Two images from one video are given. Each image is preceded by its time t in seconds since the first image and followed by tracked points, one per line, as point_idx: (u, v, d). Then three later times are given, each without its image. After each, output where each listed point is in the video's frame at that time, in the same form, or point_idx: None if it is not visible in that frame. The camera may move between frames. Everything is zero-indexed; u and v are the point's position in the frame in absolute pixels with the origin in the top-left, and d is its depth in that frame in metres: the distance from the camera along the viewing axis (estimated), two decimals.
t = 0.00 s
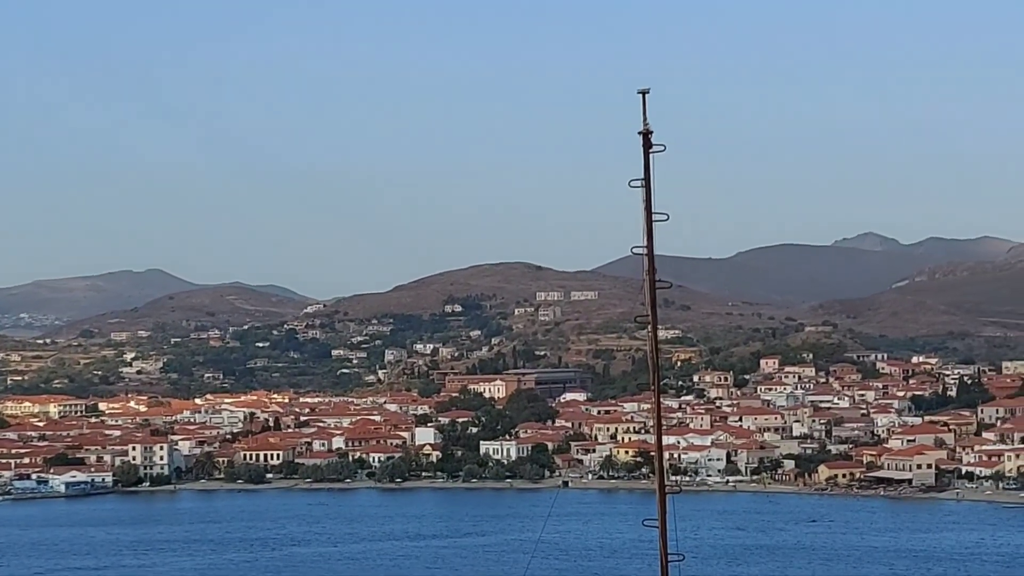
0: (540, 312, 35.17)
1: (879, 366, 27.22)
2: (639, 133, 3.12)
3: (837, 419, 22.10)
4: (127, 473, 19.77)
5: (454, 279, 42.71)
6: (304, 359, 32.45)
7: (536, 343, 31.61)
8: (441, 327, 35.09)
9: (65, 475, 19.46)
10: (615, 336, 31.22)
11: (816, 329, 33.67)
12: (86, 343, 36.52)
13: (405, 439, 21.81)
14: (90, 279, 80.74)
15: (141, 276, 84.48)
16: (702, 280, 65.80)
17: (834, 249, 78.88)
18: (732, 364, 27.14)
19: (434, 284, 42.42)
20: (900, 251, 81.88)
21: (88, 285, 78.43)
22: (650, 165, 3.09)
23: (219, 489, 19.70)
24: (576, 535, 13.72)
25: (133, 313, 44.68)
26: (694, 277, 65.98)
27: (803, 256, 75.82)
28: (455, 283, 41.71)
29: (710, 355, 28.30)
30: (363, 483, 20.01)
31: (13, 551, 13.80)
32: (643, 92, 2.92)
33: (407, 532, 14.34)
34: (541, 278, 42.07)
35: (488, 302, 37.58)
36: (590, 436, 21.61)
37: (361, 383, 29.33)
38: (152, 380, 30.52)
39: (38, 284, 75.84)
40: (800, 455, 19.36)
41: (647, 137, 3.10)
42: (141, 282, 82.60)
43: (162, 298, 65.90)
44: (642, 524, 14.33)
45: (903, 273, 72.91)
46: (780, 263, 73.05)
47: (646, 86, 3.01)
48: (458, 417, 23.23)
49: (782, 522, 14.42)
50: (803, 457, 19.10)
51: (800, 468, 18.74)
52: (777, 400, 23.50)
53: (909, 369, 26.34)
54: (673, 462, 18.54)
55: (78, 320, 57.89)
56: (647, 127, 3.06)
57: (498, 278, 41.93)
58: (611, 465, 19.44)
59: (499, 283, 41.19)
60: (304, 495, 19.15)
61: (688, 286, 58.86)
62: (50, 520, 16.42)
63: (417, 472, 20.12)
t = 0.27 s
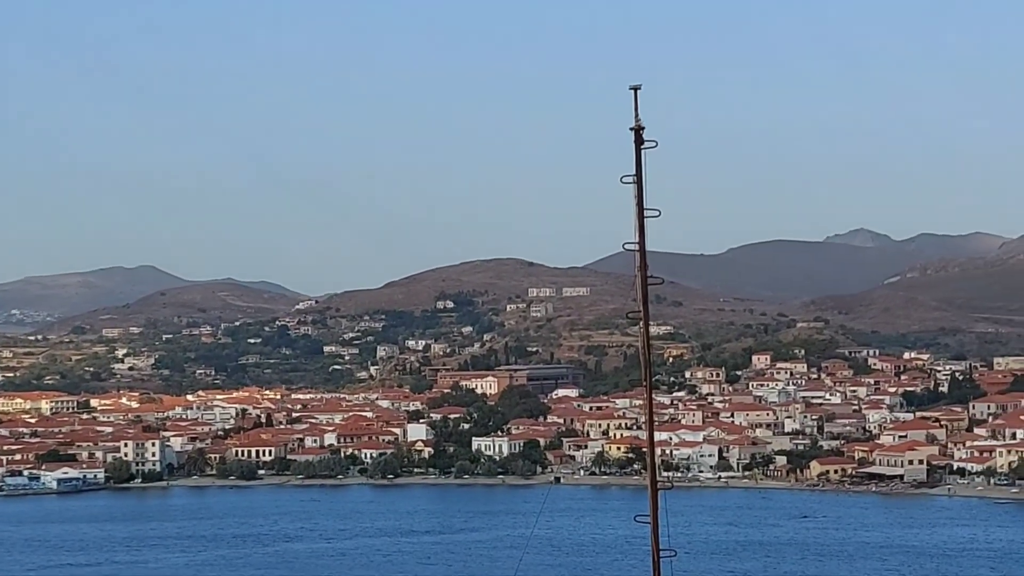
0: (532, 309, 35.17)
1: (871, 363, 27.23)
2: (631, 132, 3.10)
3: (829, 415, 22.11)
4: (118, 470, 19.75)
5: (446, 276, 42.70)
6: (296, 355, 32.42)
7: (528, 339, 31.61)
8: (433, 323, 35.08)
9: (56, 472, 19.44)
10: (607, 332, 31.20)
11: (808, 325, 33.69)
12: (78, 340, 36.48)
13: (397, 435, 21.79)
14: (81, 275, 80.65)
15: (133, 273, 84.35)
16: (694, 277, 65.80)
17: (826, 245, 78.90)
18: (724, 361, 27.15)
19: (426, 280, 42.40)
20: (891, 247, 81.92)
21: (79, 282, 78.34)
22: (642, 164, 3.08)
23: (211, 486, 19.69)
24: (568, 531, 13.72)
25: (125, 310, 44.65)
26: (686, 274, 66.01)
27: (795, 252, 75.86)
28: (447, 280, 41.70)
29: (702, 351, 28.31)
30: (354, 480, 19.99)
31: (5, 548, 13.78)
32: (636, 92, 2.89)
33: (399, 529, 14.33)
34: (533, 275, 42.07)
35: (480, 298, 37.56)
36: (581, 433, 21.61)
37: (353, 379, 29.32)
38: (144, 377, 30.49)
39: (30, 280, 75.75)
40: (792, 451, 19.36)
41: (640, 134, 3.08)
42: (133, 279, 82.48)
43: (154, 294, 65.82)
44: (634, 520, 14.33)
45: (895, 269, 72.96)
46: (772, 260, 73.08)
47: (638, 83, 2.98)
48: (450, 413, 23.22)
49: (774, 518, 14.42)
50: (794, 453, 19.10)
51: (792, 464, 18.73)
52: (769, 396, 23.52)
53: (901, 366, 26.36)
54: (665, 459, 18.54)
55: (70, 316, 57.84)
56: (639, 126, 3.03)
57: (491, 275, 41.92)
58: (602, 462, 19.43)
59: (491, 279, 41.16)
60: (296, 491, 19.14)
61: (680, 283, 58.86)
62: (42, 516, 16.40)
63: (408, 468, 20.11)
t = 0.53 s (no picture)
0: (525, 303, 35.18)
1: (864, 357, 27.26)
2: (625, 125, 3.11)
3: (822, 409, 22.15)
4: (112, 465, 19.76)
5: (440, 270, 42.72)
6: (289, 350, 32.43)
7: (522, 333, 31.64)
8: (426, 318, 35.10)
9: (50, 466, 19.47)
10: (601, 326, 31.24)
11: (801, 319, 33.74)
12: (71, 335, 36.48)
13: (391, 429, 21.81)
14: (74, 270, 80.57)
15: (126, 267, 84.32)
16: (689, 271, 65.86)
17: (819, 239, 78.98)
18: (717, 355, 27.17)
19: (419, 274, 42.42)
20: (885, 241, 81.98)
21: (73, 276, 78.30)
22: (636, 158, 3.10)
23: (204, 480, 19.71)
24: (562, 525, 13.74)
25: (118, 304, 44.62)
26: (679, 269, 66.03)
27: (789, 247, 75.90)
28: (440, 274, 41.71)
29: (695, 345, 28.34)
30: (348, 474, 20.01)
31: None
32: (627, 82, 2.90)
33: (394, 523, 14.35)
34: (526, 270, 42.09)
35: (473, 293, 37.58)
36: (575, 427, 21.62)
37: (347, 374, 29.33)
38: (138, 371, 30.49)
39: (23, 275, 75.69)
40: (785, 445, 19.39)
41: (632, 128, 3.08)
42: (126, 273, 82.46)
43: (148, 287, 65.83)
44: (628, 514, 14.35)
45: (888, 263, 73.01)
46: (765, 254, 73.12)
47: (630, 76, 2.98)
48: (444, 408, 23.24)
49: (767, 513, 14.46)
50: (787, 448, 19.11)
51: (785, 459, 18.73)
52: (762, 390, 23.55)
53: (894, 360, 26.40)
54: (658, 453, 18.55)
55: (63, 311, 57.81)
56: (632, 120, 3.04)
57: (484, 269, 41.94)
58: (596, 456, 19.45)
59: (484, 273, 41.18)
60: (289, 486, 19.16)
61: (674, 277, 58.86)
62: (36, 511, 16.42)
63: (402, 463, 20.13)
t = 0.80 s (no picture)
0: (519, 297, 35.17)
1: (857, 351, 27.27)
2: (619, 119, 3.05)
3: (816, 403, 22.15)
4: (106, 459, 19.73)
5: (434, 264, 42.70)
6: (283, 344, 32.41)
7: (516, 327, 31.64)
8: (420, 312, 35.08)
9: (43, 460, 19.44)
10: (595, 320, 31.23)
11: (795, 313, 33.75)
12: (64, 329, 36.45)
13: (385, 423, 21.80)
14: (68, 263, 80.51)
15: (120, 261, 84.27)
16: (683, 265, 65.86)
17: (813, 233, 79.01)
18: (711, 349, 27.17)
19: (413, 268, 42.40)
20: (878, 235, 82.03)
21: (66, 270, 78.25)
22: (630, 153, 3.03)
23: (199, 474, 19.69)
24: (556, 519, 13.73)
25: (111, 298, 44.60)
26: (673, 263, 66.02)
27: (782, 240, 75.92)
28: (434, 268, 41.70)
29: (689, 339, 28.34)
30: (342, 468, 19.97)
31: None
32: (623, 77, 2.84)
33: (388, 518, 14.34)
34: (520, 263, 42.08)
35: (467, 286, 37.56)
36: (569, 421, 21.62)
37: (340, 368, 29.32)
38: (131, 365, 30.47)
39: (16, 269, 75.64)
40: (779, 439, 19.37)
41: (626, 123, 3.02)
42: (119, 267, 82.41)
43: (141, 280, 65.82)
44: (623, 508, 14.35)
45: (882, 257, 73.05)
46: (759, 248, 73.14)
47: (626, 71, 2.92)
48: (438, 402, 23.23)
49: (762, 506, 14.45)
50: (781, 442, 19.11)
51: (779, 453, 18.74)
52: (756, 384, 23.56)
53: (887, 354, 26.40)
54: (652, 447, 18.54)
55: (56, 305, 57.76)
56: (627, 113, 2.98)
57: (478, 263, 41.92)
58: (590, 451, 19.43)
59: (478, 267, 41.16)
60: (283, 480, 19.15)
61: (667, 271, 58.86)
62: (30, 505, 16.39)
63: (396, 457, 20.11)
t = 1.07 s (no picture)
0: (514, 291, 35.18)
1: (852, 345, 27.30)
2: (616, 113, 3.05)
3: (811, 397, 22.17)
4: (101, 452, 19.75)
5: (429, 258, 42.71)
6: (278, 338, 32.43)
7: (511, 321, 31.66)
8: (415, 306, 35.10)
9: (39, 454, 19.45)
10: (590, 314, 31.26)
11: (789, 307, 33.77)
12: (60, 322, 36.45)
13: (380, 417, 21.82)
14: (62, 258, 80.48)
15: (115, 255, 84.27)
16: (679, 259, 65.91)
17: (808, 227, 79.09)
18: (706, 343, 27.20)
19: (408, 262, 42.42)
20: (873, 229, 82.06)
21: (61, 264, 78.22)
22: (624, 149, 3.05)
23: (194, 468, 19.70)
24: (552, 513, 13.74)
25: (106, 293, 44.59)
26: (668, 257, 66.03)
27: (777, 234, 75.95)
28: (429, 262, 41.71)
29: (684, 333, 28.36)
30: (337, 462, 19.99)
31: None
32: (619, 73, 2.86)
33: (384, 511, 14.35)
34: (515, 258, 42.09)
35: (463, 280, 37.58)
36: (564, 415, 21.64)
37: (336, 362, 29.34)
38: (126, 359, 30.48)
39: (11, 263, 75.62)
40: (773, 433, 19.39)
41: (624, 118, 3.04)
42: (114, 261, 82.42)
43: (137, 274, 65.87)
44: (617, 502, 14.36)
45: (877, 251, 73.07)
46: (754, 242, 73.17)
47: (621, 66, 2.93)
48: (433, 395, 23.26)
49: (757, 500, 14.47)
50: (776, 436, 19.13)
51: (774, 447, 18.76)
52: (751, 378, 23.59)
53: (882, 348, 26.44)
54: (647, 441, 18.56)
55: (51, 299, 57.75)
56: (622, 106, 2.98)
57: (473, 257, 41.94)
58: (585, 444, 19.45)
59: (474, 261, 41.18)
60: (278, 474, 19.15)
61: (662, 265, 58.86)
62: (25, 498, 16.40)
63: (391, 451, 20.12)
